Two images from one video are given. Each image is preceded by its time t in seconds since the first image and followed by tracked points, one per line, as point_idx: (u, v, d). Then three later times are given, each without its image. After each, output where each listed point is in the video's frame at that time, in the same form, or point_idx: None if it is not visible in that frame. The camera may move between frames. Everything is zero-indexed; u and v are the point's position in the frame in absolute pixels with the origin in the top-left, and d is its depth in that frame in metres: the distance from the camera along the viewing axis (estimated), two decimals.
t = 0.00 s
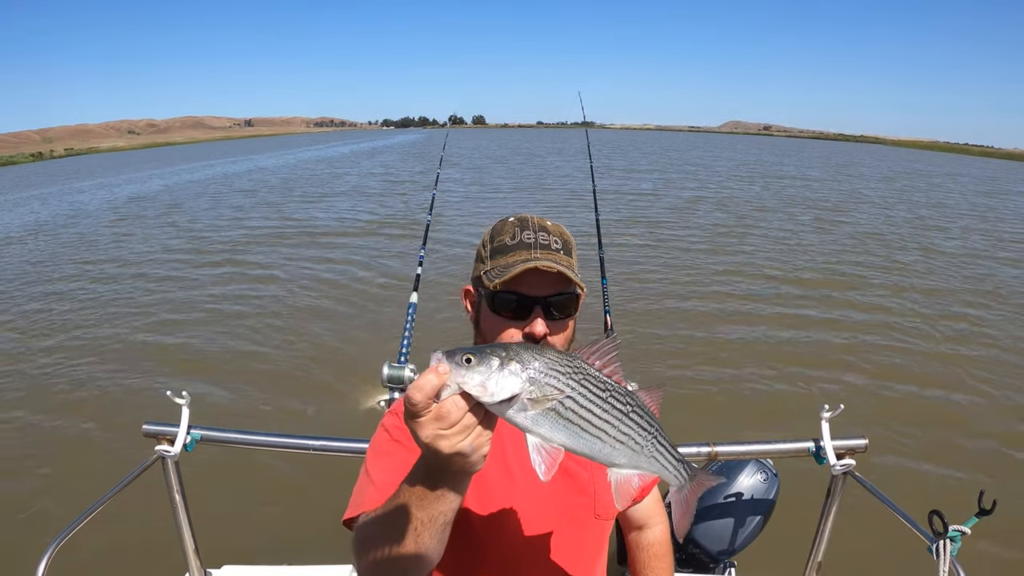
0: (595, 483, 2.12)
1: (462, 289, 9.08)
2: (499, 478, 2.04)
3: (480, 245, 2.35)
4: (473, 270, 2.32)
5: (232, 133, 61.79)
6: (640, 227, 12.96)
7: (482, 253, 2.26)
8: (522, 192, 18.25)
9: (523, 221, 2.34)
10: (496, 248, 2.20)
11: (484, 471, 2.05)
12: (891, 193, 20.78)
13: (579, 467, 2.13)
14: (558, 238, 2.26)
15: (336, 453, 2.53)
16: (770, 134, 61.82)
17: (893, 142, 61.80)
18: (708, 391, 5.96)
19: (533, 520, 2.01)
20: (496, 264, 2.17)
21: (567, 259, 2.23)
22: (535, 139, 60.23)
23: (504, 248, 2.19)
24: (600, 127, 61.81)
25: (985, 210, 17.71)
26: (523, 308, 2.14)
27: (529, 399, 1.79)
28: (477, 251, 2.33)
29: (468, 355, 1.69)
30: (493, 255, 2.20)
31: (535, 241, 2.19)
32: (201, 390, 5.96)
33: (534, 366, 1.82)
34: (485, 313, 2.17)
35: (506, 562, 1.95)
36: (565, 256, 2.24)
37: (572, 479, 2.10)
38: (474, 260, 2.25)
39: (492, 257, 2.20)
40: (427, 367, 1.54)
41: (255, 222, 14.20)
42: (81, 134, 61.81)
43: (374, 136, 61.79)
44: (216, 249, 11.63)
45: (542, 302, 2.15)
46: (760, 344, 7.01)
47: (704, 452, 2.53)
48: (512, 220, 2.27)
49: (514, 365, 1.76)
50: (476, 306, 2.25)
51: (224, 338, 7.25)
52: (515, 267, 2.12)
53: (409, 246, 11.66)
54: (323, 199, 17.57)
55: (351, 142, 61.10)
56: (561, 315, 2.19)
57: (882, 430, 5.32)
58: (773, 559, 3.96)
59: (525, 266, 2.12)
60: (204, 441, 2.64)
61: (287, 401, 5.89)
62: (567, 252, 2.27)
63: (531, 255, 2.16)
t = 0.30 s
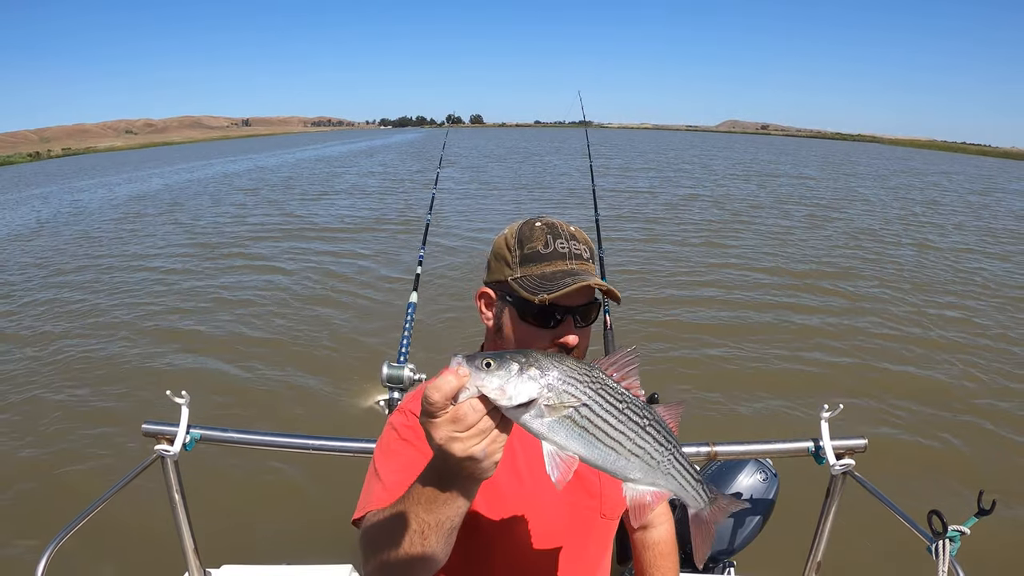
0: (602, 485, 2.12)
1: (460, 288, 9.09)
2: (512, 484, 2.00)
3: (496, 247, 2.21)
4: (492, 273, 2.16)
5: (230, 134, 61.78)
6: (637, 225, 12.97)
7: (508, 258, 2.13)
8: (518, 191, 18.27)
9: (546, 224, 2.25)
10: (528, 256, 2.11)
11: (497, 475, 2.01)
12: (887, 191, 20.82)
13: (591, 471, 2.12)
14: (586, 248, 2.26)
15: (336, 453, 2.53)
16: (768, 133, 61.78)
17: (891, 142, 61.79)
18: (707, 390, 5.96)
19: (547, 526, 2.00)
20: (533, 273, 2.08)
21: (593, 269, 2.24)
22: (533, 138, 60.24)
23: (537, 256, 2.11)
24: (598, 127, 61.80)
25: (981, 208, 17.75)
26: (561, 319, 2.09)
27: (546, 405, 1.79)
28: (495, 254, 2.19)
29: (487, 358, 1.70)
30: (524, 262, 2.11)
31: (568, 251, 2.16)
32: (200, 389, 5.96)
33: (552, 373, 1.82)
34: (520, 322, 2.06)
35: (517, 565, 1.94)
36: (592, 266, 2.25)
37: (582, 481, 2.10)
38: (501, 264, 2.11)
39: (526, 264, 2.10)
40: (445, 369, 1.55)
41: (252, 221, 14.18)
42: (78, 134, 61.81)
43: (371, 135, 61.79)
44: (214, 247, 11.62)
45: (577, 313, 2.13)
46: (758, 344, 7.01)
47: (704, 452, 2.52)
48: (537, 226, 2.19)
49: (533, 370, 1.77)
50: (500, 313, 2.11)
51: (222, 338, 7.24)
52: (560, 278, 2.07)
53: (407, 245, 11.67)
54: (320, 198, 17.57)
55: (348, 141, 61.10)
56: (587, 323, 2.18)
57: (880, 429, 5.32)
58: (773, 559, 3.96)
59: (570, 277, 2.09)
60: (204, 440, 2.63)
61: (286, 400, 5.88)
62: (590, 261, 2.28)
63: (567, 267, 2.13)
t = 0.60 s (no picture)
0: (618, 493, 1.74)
1: (457, 285, 9.09)
2: (537, 513, 1.55)
3: (514, 246, 1.60)
4: (511, 282, 1.58)
5: (228, 133, 61.79)
6: (634, 224, 13.01)
7: (533, 267, 1.54)
8: (516, 189, 18.31)
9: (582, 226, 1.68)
10: (559, 270, 1.54)
11: (520, 503, 1.52)
12: (883, 188, 20.90)
13: (621, 495, 1.71)
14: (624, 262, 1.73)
15: (337, 453, 2.52)
16: (766, 132, 61.84)
17: (889, 141, 61.86)
18: (706, 389, 5.95)
19: (563, 559, 1.62)
20: (565, 292, 1.53)
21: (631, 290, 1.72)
22: (530, 138, 60.31)
23: (571, 272, 1.55)
24: (597, 126, 61.87)
25: (976, 205, 17.82)
26: (598, 352, 1.57)
27: None
28: (515, 256, 1.58)
29: None
30: (556, 276, 1.53)
31: (607, 266, 1.60)
32: (200, 388, 5.95)
33: None
34: (546, 352, 1.53)
35: None
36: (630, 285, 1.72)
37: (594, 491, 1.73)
38: (525, 276, 1.53)
39: (557, 281, 1.53)
40: None
41: (250, 220, 14.18)
42: (76, 134, 61.81)
43: (370, 135, 61.81)
44: (212, 246, 11.62)
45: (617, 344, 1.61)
46: (757, 342, 7.01)
47: (704, 452, 2.51)
48: (569, 230, 1.59)
49: None
50: (518, 335, 1.55)
51: (220, 336, 7.23)
52: (603, 304, 1.54)
53: (404, 243, 11.67)
54: (318, 197, 17.58)
55: (346, 140, 61.12)
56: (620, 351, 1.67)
57: (879, 429, 5.34)
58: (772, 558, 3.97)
59: (613, 304, 1.55)
60: (204, 439, 2.62)
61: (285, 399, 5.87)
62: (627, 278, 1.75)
63: (607, 286, 1.59)
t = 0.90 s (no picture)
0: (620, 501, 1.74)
1: (455, 283, 9.10)
2: (545, 526, 1.53)
3: (513, 252, 1.54)
4: (510, 291, 1.52)
5: (226, 133, 61.78)
6: (632, 221, 13.02)
7: (534, 277, 1.49)
8: (514, 188, 18.33)
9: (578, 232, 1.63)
10: (562, 280, 1.50)
11: (524, 514, 1.50)
12: (879, 185, 20.91)
13: (622, 499, 1.72)
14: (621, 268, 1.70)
15: (337, 453, 2.52)
16: (764, 130, 61.82)
17: (887, 139, 61.81)
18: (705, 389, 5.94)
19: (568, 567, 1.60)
20: (569, 304, 1.49)
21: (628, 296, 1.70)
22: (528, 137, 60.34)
23: (574, 282, 1.51)
24: (596, 125, 61.85)
25: (971, 202, 17.86)
26: (601, 362, 1.56)
27: None
28: (514, 263, 1.52)
29: None
30: (559, 286, 1.49)
31: (609, 274, 1.58)
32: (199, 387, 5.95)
33: None
34: (547, 363, 1.50)
35: None
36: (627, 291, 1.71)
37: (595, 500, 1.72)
38: (527, 286, 1.48)
39: (560, 291, 1.49)
40: None
41: (249, 219, 14.18)
42: (74, 134, 61.81)
43: (367, 134, 61.82)
44: (210, 245, 11.62)
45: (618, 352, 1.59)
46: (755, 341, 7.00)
47: (704, 452, 2.50)
48: (571, 236, 1.54)
49: None
50: (518, 346, 1.51)
51: (219, 335, 7.24)
52: (608, 316, 1.51)
53: (402, 241, 11.68)
54: (316, 196, 17.58)
55: (344, 139, 61.09)
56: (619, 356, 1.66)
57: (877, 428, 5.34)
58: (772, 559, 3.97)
59: (619, 315, 1.53)
60: (204, 440, 2.62)
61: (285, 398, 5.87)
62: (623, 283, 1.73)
63: (609, 296, 1.57)
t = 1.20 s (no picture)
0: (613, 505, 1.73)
1: (454, 282, 9.11)
2: (540, 539, 1.51)
3: (497, 261, 1.49)
4: (496, 302, 1.48)
5: (224, 134, 61.79)
6: (630, 221, 13.04)
7: (519, 289, 1.46)
8: (512, 188, 18.35)
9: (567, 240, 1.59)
10: (549, 293, 1.47)
11: (520, 531, 1.48)
12: (876, 184, 20.95)
13: (615, 505, 1.72)
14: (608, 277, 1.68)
15: (337, 453, 2.52)
16: (762, 131, 61.80)
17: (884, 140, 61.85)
18: (704, 389, 5.94)
19: None
20: (557, 319, 1.46)
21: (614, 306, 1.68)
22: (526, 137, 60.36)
23: (562, 295, 1.48)
24: (594, 125, 61.87)
25: (967, 201, 17.90)
26: (590, 376, 1.54)
27: None
28: (499, 274, 1.48)
29: None
30: (545, 300, 1.46)
31: (597, 285, 1.55)
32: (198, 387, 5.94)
33: None
34: (533, 378, 1.48)
35: None
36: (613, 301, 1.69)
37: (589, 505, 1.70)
38: (513, 300, 1.45)
39: (547, 305, 1.46)
40: None
41: (247, 218, 14.17)
42: (71, 134, 61.80)
43: (366, 134, 61.82)
44: (209, 244, 11.61)
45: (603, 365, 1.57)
46: (754, 341, 7.00)
47: (703, 452, 2.50)
48: (558, 245, 1.50)
49: None
50: (503, 360, 1.48)
51: (219, 335, 7.23)
52: (597, 331, 1.49)
53: (401, 240, 11.69)
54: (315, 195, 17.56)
55: (342, 139, 61.09)
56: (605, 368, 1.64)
57: (877, 429, 5.34)
58: (772, 559, 3.97)
59: (608, 331, 1.51)
60: (204, 440, 2.61)
61: (285, 398, 5.87)
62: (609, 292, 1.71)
63: (598, 309, 1.54)
